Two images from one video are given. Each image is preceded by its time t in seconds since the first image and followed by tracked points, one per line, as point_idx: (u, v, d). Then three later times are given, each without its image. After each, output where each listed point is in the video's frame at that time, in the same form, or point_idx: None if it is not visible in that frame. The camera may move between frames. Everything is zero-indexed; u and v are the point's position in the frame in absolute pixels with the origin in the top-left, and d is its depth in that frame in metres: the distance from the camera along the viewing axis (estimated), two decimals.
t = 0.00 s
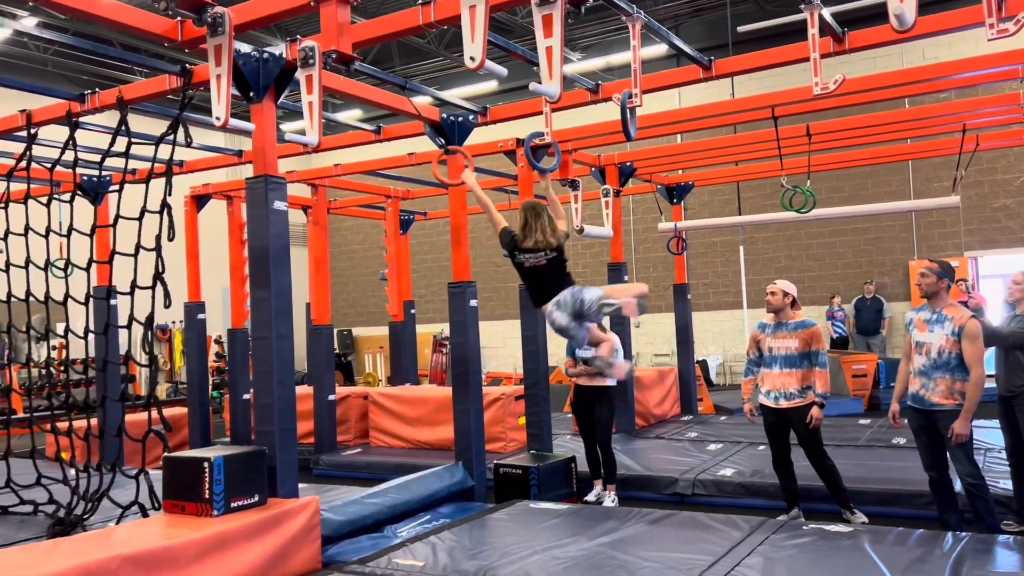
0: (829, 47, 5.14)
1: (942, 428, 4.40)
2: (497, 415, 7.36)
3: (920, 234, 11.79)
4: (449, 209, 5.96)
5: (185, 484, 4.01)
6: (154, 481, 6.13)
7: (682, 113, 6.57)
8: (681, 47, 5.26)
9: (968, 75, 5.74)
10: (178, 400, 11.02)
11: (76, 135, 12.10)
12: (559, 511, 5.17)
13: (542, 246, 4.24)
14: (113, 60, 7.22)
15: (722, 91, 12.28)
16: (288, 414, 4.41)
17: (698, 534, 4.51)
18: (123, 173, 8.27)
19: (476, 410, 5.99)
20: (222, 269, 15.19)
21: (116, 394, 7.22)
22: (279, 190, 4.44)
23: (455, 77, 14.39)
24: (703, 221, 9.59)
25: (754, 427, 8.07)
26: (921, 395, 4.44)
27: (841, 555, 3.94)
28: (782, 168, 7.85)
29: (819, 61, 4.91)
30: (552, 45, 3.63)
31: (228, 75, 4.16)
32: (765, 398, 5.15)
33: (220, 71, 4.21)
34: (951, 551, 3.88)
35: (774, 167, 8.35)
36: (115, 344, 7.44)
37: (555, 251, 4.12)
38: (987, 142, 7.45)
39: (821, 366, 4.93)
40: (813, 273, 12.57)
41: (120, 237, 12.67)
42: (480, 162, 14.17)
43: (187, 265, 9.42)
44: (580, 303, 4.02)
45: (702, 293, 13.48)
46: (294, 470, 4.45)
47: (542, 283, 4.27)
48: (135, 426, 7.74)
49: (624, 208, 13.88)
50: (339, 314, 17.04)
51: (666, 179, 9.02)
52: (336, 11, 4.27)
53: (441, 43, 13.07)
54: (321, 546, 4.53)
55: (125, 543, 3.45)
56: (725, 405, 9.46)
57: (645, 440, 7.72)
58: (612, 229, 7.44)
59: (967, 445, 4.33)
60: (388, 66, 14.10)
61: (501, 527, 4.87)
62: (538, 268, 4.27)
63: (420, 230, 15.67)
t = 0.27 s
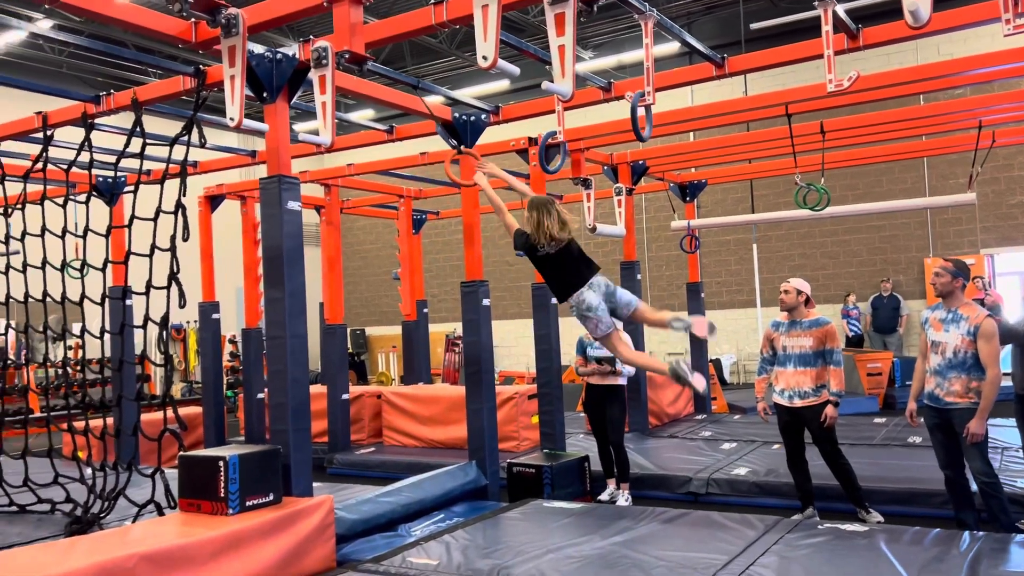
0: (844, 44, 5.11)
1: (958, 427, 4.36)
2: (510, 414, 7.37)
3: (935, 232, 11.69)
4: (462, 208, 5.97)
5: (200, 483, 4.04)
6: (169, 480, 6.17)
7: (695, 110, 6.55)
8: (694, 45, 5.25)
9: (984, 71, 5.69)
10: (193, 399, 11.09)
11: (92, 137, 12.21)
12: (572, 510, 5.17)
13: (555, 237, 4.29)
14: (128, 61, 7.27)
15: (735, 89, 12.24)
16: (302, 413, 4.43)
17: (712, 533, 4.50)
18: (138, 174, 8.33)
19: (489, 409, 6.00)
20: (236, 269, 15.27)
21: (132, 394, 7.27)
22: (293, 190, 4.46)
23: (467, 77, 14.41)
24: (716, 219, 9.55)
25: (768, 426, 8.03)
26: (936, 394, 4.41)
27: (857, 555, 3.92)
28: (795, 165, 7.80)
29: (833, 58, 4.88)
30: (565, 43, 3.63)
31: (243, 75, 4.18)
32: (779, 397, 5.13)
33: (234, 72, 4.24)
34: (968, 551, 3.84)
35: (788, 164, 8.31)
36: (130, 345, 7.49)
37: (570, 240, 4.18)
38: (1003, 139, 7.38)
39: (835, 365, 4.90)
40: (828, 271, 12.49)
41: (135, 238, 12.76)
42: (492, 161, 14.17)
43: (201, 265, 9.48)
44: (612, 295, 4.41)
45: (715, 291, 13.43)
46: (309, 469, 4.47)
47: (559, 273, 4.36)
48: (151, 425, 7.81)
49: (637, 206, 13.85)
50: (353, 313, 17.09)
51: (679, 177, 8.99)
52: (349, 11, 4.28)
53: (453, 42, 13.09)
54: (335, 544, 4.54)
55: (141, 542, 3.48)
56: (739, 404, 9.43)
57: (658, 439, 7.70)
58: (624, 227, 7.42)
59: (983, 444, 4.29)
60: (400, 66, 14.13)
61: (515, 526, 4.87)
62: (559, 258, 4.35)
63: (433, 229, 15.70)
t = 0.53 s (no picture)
0: (857, 42, 5.08)
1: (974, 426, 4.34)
2: (523, 414, 7.38)
3: (950, 230, 11.60)
4: (474, 209, 5.99)
5: (216, 483, 4.07)
6: (185, 479, 6.22)
7: (707, 109, 6.53)
8: (707, 44, 5.23)
9: (999, 68, 5.65)
10: (208, 400, 11.17)
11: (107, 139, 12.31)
12: (586, 510, 5.17)
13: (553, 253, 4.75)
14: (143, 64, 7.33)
15: (748, 88, 12.20)
16: (316, 413, 4.45)
17: (726, 533, 4.49)
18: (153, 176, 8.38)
19: (502, 409, 6.00)
20: (251, 270, 15.37)
21: (148, 394, 7.33)
22: (306, 191, 4.49)
23: (479, 77, 14.43)
24: (728, 218, 9.53)
25: (781, 426, 8.01)
26: (952, 394, 4.38)
27: (872, 555, 3.90)
28: (809, 164, 7.77)
29: (847, 56, 4.85)
30: (577, 43, 3.64)
31: (256, 77, 4.20)
32: (793, 396, 5.11)
33: (248, 74, 4.26)
34: (985, 552, 3.82)
35: (801, 163, 8.28)
36: (146, 345, 7.54)
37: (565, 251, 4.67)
38: (1019, 136, 7.31)
39: (849, 364, 4.87)
40: (841, 270, 12.43)
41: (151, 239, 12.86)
42: (504, 161, 14.19)
43: (216, 265, 9.53)
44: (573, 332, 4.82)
45: (728, 290, 13.39)
46: (323, 469, 4.49)
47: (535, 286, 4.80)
48: (166, 425, 7.87)
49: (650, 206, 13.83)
50: (366, 314, 17.15)
51: (691, 177, 8.97)
52: (362, 13, 4.27)
53: (465, 43, 13.11)
54: (350, 544, 4.57)
55: (158, 541, 3.51)
56: (753, 403, 9.40)
57: (671, 438, 7.69)
58: (637, 227, 7.41)
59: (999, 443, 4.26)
60: (412, 67, 14.17)
61: (528, 525, 4.88)
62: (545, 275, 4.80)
63: (445, 229, 15.73)
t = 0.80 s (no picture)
0: (877, 40, 5.02)
1: (997, 429, 4.27)
2: (539, 416, 7.36)
3: (971, 230, 11.46)
4: (490, 210, 5.99)
5: (233, 483, 4.08)
6: (203, 480, 6.25)
7: (725, 109, 6.49)
8: (724, 43, 5.19)
9: (1022, 65, 5.56)
10: (226, 400, 11.24)
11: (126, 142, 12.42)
12: (603, 512, 5.15)
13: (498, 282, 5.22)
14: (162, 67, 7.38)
15: (765, 87, 12.12)
16: (333, 414, 4.45)
17: (745, 536, 4.44)
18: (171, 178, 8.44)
19: (519, 410, 5.98)
20: (268, 271, 15.45)
21: (166, 395, 7.37)
22: (322, 193, 4.50)
23: (495, 78, 14.44)
24: (746, 218, 9.46)
25: (800, 428, 7.93)
26: (974, 396, 4.32)
27: (893, 559, 3.85)
28: (827, 164, 7.69)
29: (867, 55, 4.80)
30: (593, 43, 3.62)
31: (272, 79, 4.21)
32: (811, 398, 5.05)
33: (264, 76, 4.27)
34: (1010, 556, 3.76)
35: (819, 162, 8.20)
36: (164, 347, 7.59)
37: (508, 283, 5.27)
38: None
39: (869, 365, 4.82)
40: (860, 270, 12.30)
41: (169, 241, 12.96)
42: (520, 162, 14.18)
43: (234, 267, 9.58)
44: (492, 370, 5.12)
45: (746, 291, 13.30)
46: (339, 470, 4.49)
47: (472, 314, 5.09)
48: (184, 426, 7.92)
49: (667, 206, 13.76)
50: (382, 315, 17.19)
51: (709, 177, 8.91)
52: (377, 14, 4.27)
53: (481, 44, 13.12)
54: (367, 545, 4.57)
55: (176, 542, 3.53)
56: (771, 405, 9.32)
57: (688, 440, 7.64)
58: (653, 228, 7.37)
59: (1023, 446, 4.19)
60: (428, 68, 14.19)
61: (545, 527, 4.86)
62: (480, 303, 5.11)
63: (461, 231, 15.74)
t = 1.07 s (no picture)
0: (913, 35, 4.91)
1: None
2: (566, 415, 7.32)
3: (1010, 229, 11.19)
4: (517, 209, 5.97)
5: (262, 481, 4.10)
6: (231, 477, 6.32)
7: (755, 106, 6.39)
8: (755, 39, 5.11)
9: None
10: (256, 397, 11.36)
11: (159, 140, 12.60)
12: (630, 514, 5.10)
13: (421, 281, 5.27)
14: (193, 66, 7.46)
15: (797, 84, 11.96)
16: (360, 412, 4.46)
17: (774, 540, 4.37)
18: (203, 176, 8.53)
19: (545, 410, 5.96)
20: (298, 269, 15.59)
21: (196, 391, 7.45)
22: (350, 192, 4.50)
23: (523, 76, 14.41)
24: (777, 217, 9.32)
25: (831, 430, 7.80)
26: (1013, 400, 4.20)
27: (927, 566, 3.76)
28: (860, 162, 7.55)
29: (902, 50, 4.69)
30: (621, 40, 3.58)
31: (299, 78, 4.22)
32: (842, 400, 4.96)
33: (292, 75, 4.28)
34: None
35: (852, 160, 8.05)
36: (195, 344, 7.68)
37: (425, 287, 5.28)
38: None
39: (902, 367, 4.71)
40: (894, 270, 12.08)
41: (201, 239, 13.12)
42: (548, 161, 14.14)
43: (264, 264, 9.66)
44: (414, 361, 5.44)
45: (777, 290, 13.13)
46: (366, 468, 4.50)
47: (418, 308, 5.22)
48: (214, 423, 8.02)
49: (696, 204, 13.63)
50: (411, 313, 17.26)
51: (739, 175, 8.81)
52: (404, 12, 4.28)
53: (509, 42, 13.10)
54: (392, 544, 4.57)
55: (204, 539, 3.56)
56: (802, 406, 9.18)
57: (717, 441, 7.55)
58: (682, 226, 7.30)
59: None
60: (457, 67, 14.21)
61: (571, 528, 4.83)
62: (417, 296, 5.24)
63: (489, 229, 15.75)
